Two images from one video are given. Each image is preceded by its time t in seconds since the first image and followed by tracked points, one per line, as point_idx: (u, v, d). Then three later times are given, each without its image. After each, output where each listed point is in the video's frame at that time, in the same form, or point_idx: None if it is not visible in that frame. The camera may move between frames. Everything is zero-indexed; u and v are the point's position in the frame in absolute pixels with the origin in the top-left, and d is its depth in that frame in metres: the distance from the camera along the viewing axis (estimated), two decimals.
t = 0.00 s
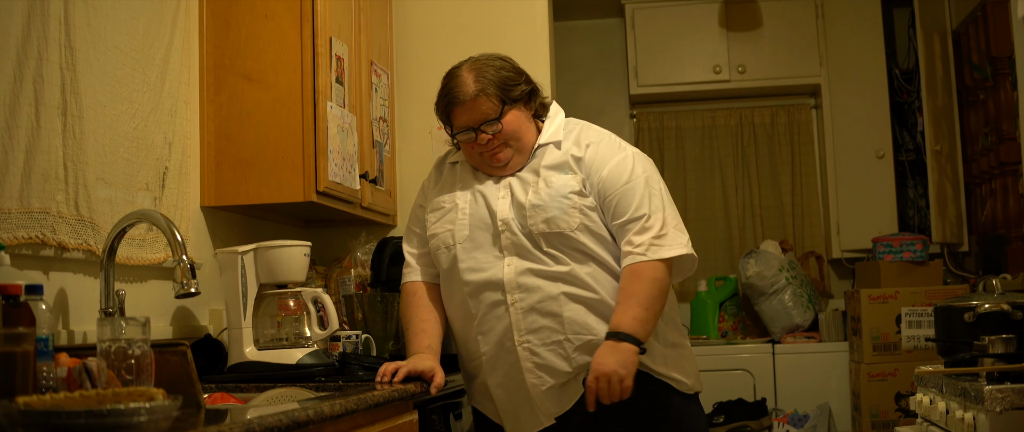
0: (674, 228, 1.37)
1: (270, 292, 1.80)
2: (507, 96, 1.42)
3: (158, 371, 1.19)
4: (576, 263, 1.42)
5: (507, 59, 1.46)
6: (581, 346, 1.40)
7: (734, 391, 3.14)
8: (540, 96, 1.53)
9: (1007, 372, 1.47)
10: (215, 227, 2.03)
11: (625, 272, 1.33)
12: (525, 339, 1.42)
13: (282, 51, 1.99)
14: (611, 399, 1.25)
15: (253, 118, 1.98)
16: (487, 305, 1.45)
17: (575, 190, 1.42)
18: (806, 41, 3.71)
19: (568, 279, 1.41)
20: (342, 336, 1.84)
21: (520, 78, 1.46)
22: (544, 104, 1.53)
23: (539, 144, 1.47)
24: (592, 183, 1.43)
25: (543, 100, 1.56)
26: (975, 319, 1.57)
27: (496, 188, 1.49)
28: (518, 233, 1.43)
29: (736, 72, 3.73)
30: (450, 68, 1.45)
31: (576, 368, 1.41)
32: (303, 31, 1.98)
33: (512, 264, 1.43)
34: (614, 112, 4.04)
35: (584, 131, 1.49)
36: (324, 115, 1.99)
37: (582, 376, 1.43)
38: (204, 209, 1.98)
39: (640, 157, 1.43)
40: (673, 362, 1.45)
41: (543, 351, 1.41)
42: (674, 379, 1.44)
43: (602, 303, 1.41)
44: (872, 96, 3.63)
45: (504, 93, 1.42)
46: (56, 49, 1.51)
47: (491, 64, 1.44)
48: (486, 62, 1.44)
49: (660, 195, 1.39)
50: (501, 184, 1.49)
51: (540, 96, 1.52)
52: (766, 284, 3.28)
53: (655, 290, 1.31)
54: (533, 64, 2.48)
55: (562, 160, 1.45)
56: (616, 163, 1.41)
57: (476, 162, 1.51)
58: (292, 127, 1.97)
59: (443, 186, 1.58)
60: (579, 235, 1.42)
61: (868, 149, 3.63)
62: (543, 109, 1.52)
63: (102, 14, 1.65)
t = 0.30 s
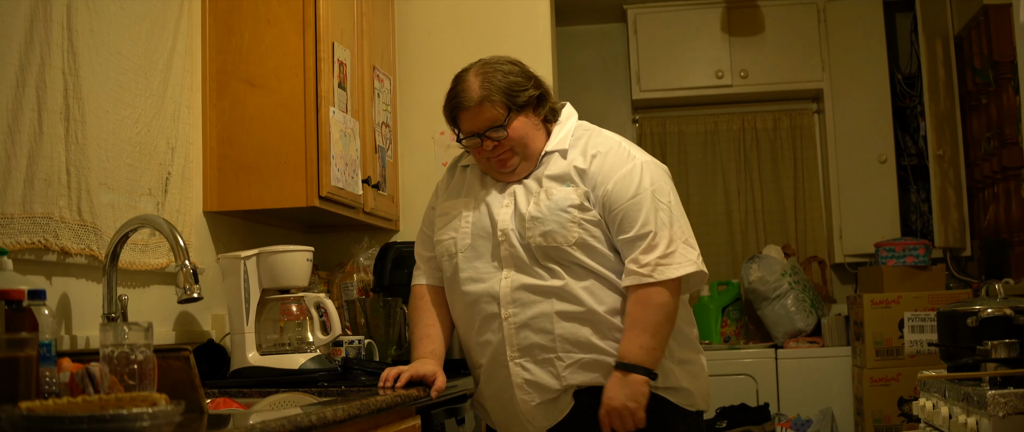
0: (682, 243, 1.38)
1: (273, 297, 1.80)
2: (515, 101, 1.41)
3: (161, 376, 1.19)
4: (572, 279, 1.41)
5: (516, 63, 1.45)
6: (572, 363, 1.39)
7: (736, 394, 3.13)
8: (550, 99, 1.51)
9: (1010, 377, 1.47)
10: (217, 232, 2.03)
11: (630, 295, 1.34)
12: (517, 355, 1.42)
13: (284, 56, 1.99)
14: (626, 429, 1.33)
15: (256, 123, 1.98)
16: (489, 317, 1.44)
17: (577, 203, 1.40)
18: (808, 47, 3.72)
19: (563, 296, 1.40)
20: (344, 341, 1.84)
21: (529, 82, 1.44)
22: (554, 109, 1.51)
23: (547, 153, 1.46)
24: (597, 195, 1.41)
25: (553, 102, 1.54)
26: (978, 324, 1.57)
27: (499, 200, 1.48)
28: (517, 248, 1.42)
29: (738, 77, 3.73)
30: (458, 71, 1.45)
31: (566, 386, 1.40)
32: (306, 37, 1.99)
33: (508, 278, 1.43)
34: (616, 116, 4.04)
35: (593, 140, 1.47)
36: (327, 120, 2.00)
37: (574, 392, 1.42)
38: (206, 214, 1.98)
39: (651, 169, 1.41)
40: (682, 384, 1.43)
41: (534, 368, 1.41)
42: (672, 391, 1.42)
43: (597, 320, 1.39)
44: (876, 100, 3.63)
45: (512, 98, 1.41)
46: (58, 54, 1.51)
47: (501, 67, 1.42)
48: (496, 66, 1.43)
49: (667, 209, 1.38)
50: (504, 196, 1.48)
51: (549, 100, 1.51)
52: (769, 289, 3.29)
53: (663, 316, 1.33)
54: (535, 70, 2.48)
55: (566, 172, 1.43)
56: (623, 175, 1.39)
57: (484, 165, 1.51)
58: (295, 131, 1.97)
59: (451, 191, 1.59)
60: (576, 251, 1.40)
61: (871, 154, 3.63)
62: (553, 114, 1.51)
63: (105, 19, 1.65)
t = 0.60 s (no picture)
0: (715, 248, 1.31)
1: (279, 302, 1.82)
2: (538, 99, 1.38)
3: (166, 381, 1.16)
4: (573, 289, 1.36)
5: (542, 59, 1.42)
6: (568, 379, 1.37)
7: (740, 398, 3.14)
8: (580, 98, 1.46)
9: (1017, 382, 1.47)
10: (223, 236, 2.03)
11: (670, 309, 1.30)
12: (518, 366, 1.42)
13: (289, 61, 1.99)
14: None
15: (261, 128, 1.98)
16: (499, 322, 1.44)
17: (595, 207, 1.36)
18: (813, 51, 3.72)
19: (561, 309, 1.36)
20: (349, 346, 1.83)
21: (554, 79, 1.41)
22: (583, 108, 1.46)
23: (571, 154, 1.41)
24: (619, 198, 1.36)
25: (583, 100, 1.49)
26: (984, 328, 1.58)
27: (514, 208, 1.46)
28: (530, 254, 1.40)
29: (743, 81, 3.74)
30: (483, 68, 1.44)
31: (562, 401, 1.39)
32: (311, 41, 1.99)
33: (518, 284, 1.41)
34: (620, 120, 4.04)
35: (619, 140, 1.41)
36: (331, 125, 2.00)
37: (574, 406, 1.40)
38: (212, 219, 1.98)
39: (678, 171, 1.34)
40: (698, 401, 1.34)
41: (531, 381, 1.41)
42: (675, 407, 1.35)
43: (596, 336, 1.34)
44: (881, 105, 3.63)
45: (535, 96, 1.38)
46: (64, 60, 1.51)
47: (526, 64, 1.40)
48: (520, 62, 1.40)
49: (697, 213, 1.31)
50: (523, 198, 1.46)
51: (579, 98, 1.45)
52: (774, 293, 3.28)
53: (712, 322, 1.28)
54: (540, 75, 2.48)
55: (588, 176, 1.38)
56: (648, 178, 1.33)
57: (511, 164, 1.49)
58: (300, 136, 1.98)
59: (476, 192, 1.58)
60: (586, 259, 1.36)
61: (877, 157, 3.62)
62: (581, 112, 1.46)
63: (110, 24, 1.65)
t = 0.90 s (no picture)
0: (718, 268, 1.24)
1: (286, 306, 1.81)
2: (554, 121, 1.29)
3: (174, 386, 1.15)
4: (589, 312, 1.35)
5: (554, 73, 1.32)
6: (584, 400, 1.37)
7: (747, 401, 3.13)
8: (594, 106, 1.37)
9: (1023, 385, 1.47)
10: (230, 241, 2.03)
11: (665, 325, 1.23)
12: (536, 384, 1.42)
13: (297, 66, 2.00)
14: None
15: (270, 133, 1.99)
16: (513, 331, 1.44)
17: (603, 224, 1.32)
18: (820, 55, 3.72)
19: (578, 332, 1.35)
20: (357, 350, 1.84)
21: (570, 96, 1.31)
22: (598, 119, 1.38)
23: (587, 167, 1.37)
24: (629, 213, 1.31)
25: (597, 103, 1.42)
26: (992, 332, 1.58)
27: (531, 220, 1.45)
28: (546, 273, 1.38)
29: (751, 85, 3.74)
30: (489, 85, 1.34)
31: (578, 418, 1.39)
32: (319, 46, 1.99)
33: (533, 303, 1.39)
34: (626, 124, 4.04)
35: (632, 150, 1.35)
36: (340, 129, 2.00)
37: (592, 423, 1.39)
38: (220, 223, 1.99)
39: (689, 183, 1.27)
40: (722, 414, 1.36)
41: (548, 399, 1.40)
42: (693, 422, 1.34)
43: (614, 358, 1.34)
44: (888, 108, 3.62)
45: (551, 119, 1.29)
46: (72, 65, 1.51)
47: (537, 83, 1.30)
48: (531, 79, 1.30)
49: (703, 230, 1.24)
50: (541, 210, 1.44)
51: (594, 107, 1.37)
52: (782, 297, 3.28)
53: (707, 339, 1.21)
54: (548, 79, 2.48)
55: (596, 189, 1.34)
56: (655, 192, 1.27)
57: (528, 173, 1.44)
58: (308, 140, 1.98)
59: (490, 198, 1.55)
60: (607, 278, 1.34)
61: (885, 161, 3.61)
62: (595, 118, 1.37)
63: (118, 28, 1.65)
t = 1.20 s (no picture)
0: (721, 277, 1.23)
1: (297, 310, 1.82)
2: (563, 127, 1.29)
3: (185, 389, 1.15)
4: (598, 318, 1.35)
5: (561, 79, 1.31)
6: (595, 406, 1.37)
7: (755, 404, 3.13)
8: (602, 111, 1.36)
9: None
10: (241, 245, 2.03)
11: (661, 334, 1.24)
12: (546, 390, 1.41)
13: (306, 70, 2.00)
14: None
15: (280, 137, 1.99)
16: (524, 337, 1.44)
17: (609, 231, 1.32)
18: (829, 58, 3.72)
19: (589, 338, 1.35)
20: (368, 355, 1.84)
21: (577, 101, 1.30)
22: (606, 123, 1.37)
23: (595, 172, 1.36)
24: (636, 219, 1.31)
25: (606, 105, 1.41)
26: (1002, 335, 1.58)
27: (541, 226, 1.45)
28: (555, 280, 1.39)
29: (760, 89, 3.74)
30: (495, 91, 1.33)
31: (589, 424, 1.38)
32: (328, 51, 2.00)
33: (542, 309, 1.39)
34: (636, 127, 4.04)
35: (640, 155, 1.34)
36: (349, 134, 2.00)
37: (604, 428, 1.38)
38: (230, 228, 1.99)
39: (697, 190, 1.26)
40: (734, 419, 1.36)
41: (559, 406, 1.40)
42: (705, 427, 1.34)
43: (624, 364, 1.34)
44: (897, 111, 3.62)
45: (560, 125, 1.29)
46: (82, 69, 1.52)
47: (544, 89, 1.29)
48: (539, 86, 1.29)
49: (708, 239, 1.23)
50: (550, 215, 1.44)
51: (602, 112, 1.36)
52: (793, 301, 3.28)
53: (698, 354, 1.21)
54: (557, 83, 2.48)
55: (603, 195, 1.34)
56: (662, 199, 1.26)
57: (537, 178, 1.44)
58: (317, 144, 1.98)
59: (501, 202, 1.54)
60: (617, 284, 1.33)
61: (895, 164, 3.60)
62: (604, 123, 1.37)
63: (128, 33, 1.66)
